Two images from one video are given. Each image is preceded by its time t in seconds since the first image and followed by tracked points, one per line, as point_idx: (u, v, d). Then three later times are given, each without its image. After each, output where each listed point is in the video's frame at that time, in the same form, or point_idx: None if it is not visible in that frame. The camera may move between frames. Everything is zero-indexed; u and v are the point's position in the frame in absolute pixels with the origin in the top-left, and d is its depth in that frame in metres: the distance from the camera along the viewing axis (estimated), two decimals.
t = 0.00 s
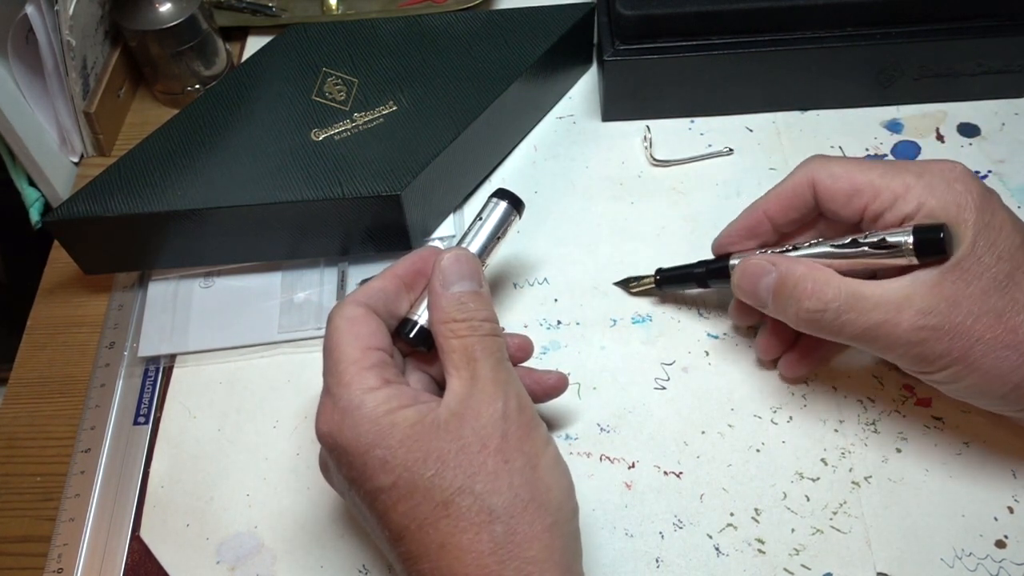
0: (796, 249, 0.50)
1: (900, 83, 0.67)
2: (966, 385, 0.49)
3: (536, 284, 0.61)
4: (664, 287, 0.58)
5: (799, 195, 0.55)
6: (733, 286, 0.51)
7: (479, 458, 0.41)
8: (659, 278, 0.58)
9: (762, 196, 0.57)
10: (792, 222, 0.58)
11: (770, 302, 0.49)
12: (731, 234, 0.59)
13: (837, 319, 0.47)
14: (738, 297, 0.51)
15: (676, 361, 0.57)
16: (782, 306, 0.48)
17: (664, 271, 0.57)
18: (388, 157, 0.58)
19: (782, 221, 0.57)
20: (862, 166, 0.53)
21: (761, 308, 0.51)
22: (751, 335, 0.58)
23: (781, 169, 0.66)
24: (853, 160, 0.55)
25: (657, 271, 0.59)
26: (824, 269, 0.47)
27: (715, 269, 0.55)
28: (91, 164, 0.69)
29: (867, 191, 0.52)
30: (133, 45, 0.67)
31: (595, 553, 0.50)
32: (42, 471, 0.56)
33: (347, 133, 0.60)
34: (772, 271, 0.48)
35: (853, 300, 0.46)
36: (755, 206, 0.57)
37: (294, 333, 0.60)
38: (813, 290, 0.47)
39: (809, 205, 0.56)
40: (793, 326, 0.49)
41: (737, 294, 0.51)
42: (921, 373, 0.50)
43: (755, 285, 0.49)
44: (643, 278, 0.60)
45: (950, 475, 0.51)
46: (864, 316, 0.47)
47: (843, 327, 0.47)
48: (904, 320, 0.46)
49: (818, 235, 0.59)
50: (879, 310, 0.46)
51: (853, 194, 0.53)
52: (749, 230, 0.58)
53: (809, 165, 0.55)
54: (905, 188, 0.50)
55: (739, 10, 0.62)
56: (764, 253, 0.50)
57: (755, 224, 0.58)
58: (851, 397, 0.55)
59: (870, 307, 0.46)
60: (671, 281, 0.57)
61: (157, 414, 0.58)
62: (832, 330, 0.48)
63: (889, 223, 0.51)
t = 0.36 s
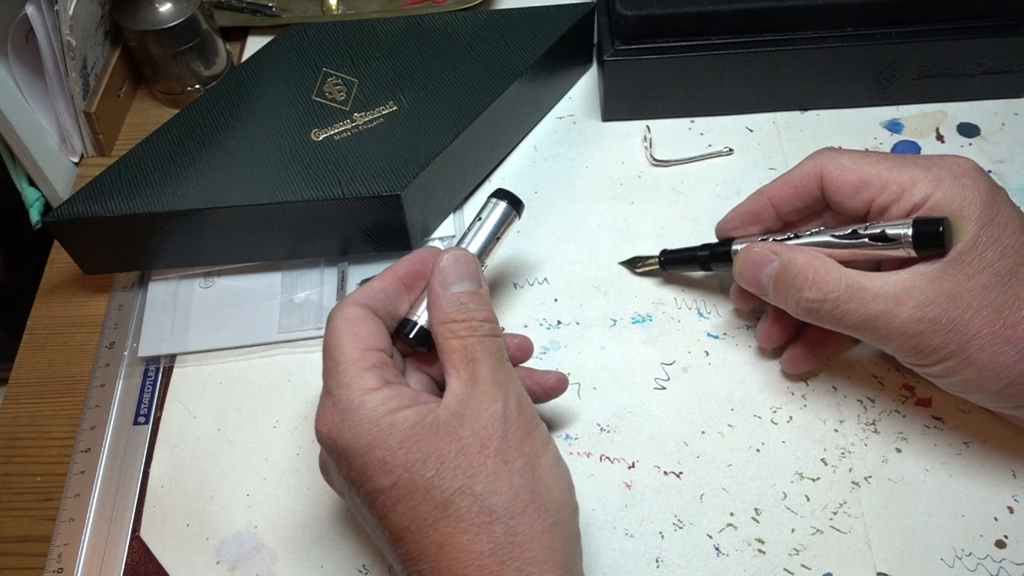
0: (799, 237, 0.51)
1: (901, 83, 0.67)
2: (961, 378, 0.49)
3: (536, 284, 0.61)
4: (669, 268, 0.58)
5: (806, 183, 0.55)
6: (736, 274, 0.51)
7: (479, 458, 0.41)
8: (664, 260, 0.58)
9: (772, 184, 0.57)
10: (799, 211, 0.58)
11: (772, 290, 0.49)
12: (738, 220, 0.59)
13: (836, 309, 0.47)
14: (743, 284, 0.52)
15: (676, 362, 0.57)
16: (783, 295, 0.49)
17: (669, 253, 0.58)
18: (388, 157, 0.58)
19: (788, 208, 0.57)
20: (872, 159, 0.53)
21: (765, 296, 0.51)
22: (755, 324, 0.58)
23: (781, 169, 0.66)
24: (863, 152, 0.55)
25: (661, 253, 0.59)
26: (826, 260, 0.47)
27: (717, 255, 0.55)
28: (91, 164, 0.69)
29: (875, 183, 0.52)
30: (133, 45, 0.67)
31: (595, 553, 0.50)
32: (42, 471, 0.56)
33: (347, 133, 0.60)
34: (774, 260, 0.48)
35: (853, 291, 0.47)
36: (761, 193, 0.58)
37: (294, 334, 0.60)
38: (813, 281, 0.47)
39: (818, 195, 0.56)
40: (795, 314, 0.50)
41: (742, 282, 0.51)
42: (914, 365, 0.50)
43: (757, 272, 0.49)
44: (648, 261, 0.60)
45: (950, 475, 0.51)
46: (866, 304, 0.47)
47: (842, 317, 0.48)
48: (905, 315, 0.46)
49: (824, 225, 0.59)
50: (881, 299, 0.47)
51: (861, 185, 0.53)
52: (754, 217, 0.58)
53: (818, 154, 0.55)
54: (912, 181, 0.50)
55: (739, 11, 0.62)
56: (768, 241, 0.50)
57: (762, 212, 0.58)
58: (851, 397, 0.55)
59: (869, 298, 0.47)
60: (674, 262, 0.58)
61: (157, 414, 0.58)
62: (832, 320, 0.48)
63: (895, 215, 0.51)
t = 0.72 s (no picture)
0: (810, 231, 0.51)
1: (901, 83, 0.67)
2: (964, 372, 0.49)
3: (536, 284, 0.61)
4: (677, 264, 0.58)
5: (815, 176, 0.55)
6: (745, 268, 0.51)
7: (478, 458, 0.41)
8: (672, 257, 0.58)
9: (781, 178, 0.57)
10: (808, 205, 0.58)
11: (781, 282, 0.49)
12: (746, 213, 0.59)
13: (846, 301, 0.47)
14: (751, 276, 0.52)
15: (677, 361, 0.57)
16: (791, 287, 0.49)
17: (677, 251, 0.57)
18: (388, 157, 0.58)
19: (798, 200, 0.57)
20: (881, 151, 0.53)
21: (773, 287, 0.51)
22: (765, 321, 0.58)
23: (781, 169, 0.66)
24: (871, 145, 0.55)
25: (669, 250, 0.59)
26: (835, 252, 0.47)
27: (727, 250, 0.54)
28: (91, 164, 0.69)
29: (885, 174, 0.52)
30: (133, 44, 0.67)
31: (595, 553, 0.50)
32: (42, 471, 0.56)
33: (347, 133, 0.60)
34: (784, 251, 0.48)
35: (863, 282, 0.46)
36: (770, 187, 0.58)
37: (294, 333, 0.60)
38: (822, 272, 0.47)
39: (827, 188, 0.56)
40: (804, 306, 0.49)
41: (750, 274, 0.51)
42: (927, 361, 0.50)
43: (765, 264, 0.49)
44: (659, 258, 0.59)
45: (950, 475, 0.51)
46: (879, 295, 0.46)
47: (852, 308, 0.47)
48: (917, 306, 0.46)
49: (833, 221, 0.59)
50: (885, 292, 0.46)
51: (870, 177, 0.53)
52: (763, 211, 0.58)
53: (826, 146, 0.55)
54: (921, 173, 0.50)
55: (739, 10, 0.62)
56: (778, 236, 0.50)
57: (771, 206, 0.58)
58: (851, 397, 0.55)
59: (880, 290, 0.46)
60: (682, 260, 0.57)
61: (157, 414, 0.58)
62: (841, 313, 0.48)
63: (905, 207, 0.51)
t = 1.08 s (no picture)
0: (812, 248, 0.50)
1: (901, 83, 0.67)
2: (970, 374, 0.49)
3: (536, 284, 0.61)
4: (672, 292, 0.56)
5: (814, 190, 0.55)
6: (750, 288, 0.50)
7: (476, 459, 0.41)
8: (666, 286, 0.56)
9: (777, 194, 0.57)
10: (807, 219, 0.57)
11: (792, 302, 0.48)
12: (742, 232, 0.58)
13: (863, 316, 0.46)
14: (756, 297, 0.50)
15: (676, 362, 0.57)
16: (804, 306, 0.47)
17: (671, 278, 0.55)
18: (389, 157, 0.58)
19: (797, 216, 0.57)
20: (879, 160, 0.53)
21: (781, 307, 0.49)
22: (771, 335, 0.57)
23: (781, 169, 0.66)
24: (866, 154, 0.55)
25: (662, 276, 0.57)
26: (846, 267, 0.46)
27: (725, 271, 0.53)
28: (91, 164, 0.69)
29: (886, 183, 0.52)
30: (133, 45, 0.67)
31: (595, 553, 0.50)
32: (42, 471, 0.56)
33: (347, 133, 0.60)
34: (791, 270, 0.47)
35: (878, 295, 0.46)
36: (768, 203, 0.57)
37: (294, 333, 0.60)
38: (836, 289, 0.46)
39: (825, 201, 0.56)
40: (815, 323, 0.48)
41: (755, 296, 0.50)
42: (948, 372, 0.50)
43: (774, 286, 0.48)
44: (648, 283, 0.57)
45: (950, 475, 0.51)
46: (898, 307, 0.46)
47: (868, 323, 0.46)
48: (938, 315, 0.46)
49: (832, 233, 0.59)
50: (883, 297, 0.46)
51: (871, 187, 0.53)
52: (763, 229, 0.57)
53: (821, 158, 0.55)
54: (924, 180, 0.50)
55: (739, 10, 0.62)
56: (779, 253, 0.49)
57: (770, 223, 0.57)
58: (851, 397, 0.55)
59: (897, 302, 0.46)
60: (677, 286, 0.56)
61: (157, 414, 0.58)
62: (856, 328, 0.47)
63: (910, 216, 0.51)
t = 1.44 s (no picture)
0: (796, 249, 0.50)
1: (901, 83, 0.67)
2: (970, 384, 0.49)
3: (535, 284, 0.61)
4: (661, 282, 0.58)
5: (803, 194, 0.55)
6: (736, 288, 0.51)
7: (477, 459, 0.41)
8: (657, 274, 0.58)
9: (767, 196, 0.57)
10: (797, 223, 0.57)
11: (776, 303, 0.49)
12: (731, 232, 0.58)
13: (844, 319, 0.47)
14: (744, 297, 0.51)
15: (676, 362, 0.57)
16: (787, 307, 0.48)
17: (662, 268, 0.57)
18: (388, 157, 0.58)
19: (787, 219, 0.57)
20: (869, 167, 0.52)
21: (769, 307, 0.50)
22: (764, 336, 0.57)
23: (781, 169, 0.66)
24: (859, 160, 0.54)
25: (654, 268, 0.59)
26: (829, 271, 0.47)
27: (712, 265, 0.54)
28: (91, 164, 0.68)
29: (874, 190, 0.52)
30: (133, 44, 0.67)
31: (595, 553, 0.50)
32: (42, 471, 0.56)
33: (347, 133, 0.60)
34: (775, 273, 0.48)
35: (860, 300, 0.46)
36: (757, 204, 0.57)
37: (294, 333, 0.60)
38: (817, 292, 0.46)
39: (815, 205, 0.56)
40: (800, 324, 0.49)
41: (742, 296, 0.50)
42: (927, 374, 0.50)
43: (759, 287, 0.49)
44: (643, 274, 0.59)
45: (950, 475, 0.51)
46: (876, 311, 0.46)
47: (850, 326, 0.47)
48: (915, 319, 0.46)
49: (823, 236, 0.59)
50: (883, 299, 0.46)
51: (860, 194, 0.52)
52: (749, 229, 0.58)
53: (813, 165, 0.55)
54: (912, 187, 0.50)
55: (739, 10, 0.62)
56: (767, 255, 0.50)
57: (758, 224, 0.57)
58: (851, 397, 0.55)
59: (880, 307, 0.46)
60: (667, 278, 0.57)
61: (157, 414, 0.58)
62: (839, 330, 0.48)
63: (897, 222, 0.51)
